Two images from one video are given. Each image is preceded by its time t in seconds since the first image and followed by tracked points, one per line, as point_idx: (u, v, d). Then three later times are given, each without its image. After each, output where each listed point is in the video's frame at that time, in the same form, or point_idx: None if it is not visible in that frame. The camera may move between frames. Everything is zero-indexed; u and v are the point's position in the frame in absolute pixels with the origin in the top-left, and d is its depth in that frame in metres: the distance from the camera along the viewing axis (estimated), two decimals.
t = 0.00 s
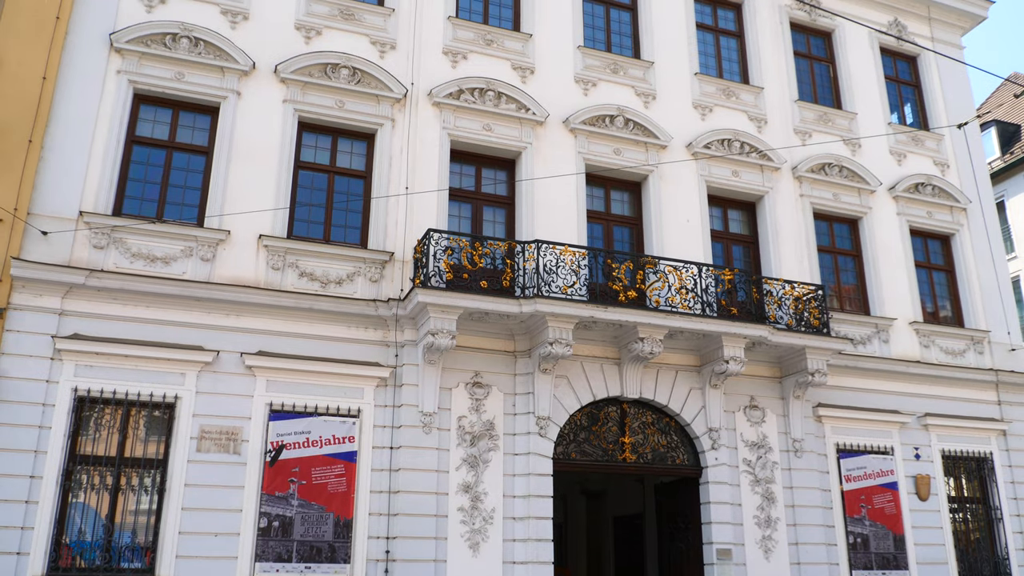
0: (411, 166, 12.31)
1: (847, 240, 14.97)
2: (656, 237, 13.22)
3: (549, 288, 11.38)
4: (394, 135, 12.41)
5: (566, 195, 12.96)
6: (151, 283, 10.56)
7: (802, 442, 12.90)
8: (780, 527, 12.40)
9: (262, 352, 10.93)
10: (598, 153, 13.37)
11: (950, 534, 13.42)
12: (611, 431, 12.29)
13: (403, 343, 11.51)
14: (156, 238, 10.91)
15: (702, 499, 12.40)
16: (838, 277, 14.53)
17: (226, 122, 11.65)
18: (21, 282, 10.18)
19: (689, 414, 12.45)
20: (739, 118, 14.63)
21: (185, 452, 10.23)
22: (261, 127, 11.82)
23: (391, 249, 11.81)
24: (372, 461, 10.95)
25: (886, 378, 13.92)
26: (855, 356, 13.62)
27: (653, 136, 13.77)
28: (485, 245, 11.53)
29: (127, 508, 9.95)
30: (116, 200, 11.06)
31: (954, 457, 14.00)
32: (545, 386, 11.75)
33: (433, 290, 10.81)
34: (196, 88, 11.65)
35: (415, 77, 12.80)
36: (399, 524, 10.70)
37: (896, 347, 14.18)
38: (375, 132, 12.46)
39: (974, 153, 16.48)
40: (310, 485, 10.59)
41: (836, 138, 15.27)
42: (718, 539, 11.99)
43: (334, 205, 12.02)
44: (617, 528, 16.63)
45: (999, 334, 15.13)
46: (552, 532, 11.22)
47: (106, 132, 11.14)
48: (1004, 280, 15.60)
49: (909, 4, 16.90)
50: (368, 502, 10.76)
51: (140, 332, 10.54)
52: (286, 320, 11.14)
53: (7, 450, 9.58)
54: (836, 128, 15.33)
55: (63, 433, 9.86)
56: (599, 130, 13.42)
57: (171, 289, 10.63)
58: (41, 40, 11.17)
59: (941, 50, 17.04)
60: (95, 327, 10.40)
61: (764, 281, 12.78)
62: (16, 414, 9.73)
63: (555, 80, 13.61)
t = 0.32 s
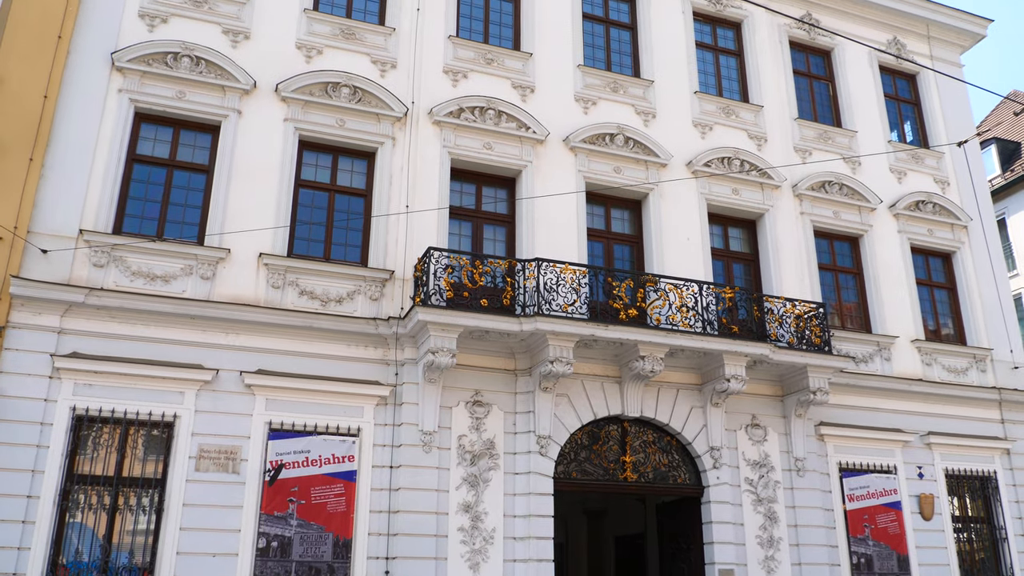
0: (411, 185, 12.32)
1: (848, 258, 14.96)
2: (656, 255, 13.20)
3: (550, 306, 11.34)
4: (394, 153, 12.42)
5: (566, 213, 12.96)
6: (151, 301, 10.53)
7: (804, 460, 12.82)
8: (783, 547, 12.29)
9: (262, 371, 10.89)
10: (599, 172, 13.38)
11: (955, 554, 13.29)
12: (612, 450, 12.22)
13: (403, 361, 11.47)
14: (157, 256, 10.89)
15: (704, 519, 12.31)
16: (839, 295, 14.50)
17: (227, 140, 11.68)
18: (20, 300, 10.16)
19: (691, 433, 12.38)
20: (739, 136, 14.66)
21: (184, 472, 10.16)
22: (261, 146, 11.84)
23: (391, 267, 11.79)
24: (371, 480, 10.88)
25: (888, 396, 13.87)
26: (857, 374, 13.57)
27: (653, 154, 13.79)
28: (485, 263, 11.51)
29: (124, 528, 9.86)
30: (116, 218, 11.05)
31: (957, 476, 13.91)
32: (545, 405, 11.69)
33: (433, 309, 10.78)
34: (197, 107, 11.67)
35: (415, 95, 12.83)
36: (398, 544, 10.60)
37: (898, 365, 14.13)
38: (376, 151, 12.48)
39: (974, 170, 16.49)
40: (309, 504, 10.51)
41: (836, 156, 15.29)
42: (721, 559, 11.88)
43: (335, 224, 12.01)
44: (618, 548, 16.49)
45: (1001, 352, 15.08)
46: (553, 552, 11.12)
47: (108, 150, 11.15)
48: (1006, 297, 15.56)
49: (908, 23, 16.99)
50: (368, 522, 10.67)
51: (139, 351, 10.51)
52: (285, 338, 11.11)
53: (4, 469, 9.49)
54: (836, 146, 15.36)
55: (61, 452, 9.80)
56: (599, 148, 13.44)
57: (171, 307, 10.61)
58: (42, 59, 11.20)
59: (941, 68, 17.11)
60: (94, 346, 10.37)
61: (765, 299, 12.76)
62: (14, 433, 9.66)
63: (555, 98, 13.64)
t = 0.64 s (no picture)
0: (412, 202, 12.34)
1: (849, 275, 14.96)
2: (657, 272, 13.21)
3: (550, 324, 11.33)
4: (395, 171, 12.45)
5: (566, 230, 12.97)
6: (152, 318, 10.53)
7: (806, 479, 12.77)
8: (785, 565, 12.22)
9: (262, 389, 10.86)
10: (599, 189, 13.41)
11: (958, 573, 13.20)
12: (613, 468, 12.17)
13: (403, 379, 11.45)
14: (157, 274, 10.89)
15: (705, 537, 12.24)
16: (840, 313, 14.49)
17: (228, 158, 11.71)
18: (21, 317, 10.15)
19: (692, 451, 12.34)
20: (739, 153, 14.69)
21: (183, 490, 10.12)
22: (262, 163, 11.87)
23: (392, 285, 11.79)
24: (371, 498, 10.82)
25: (889, 414, 13.83)
26: (859, 392, 13.54)
27: (653, 172, 13.82)
28: (485, 281, 11.49)
29: (122, 546, 9.80)
30: (117, 236, 11.06)
31: (960, 494, 13.84)
32: (546, 423, 11.66)
33: (433, 326, 10.76)
34: (199, 125, 11.72)
35: (416, 113, 12.87)
36: (398, 563, 10.53)
37: (900, 383, 14.09)
38: (377, 168, 12.51)
39: (974, 188, 16.52)
40: (309, 523, 10.45)
41: (836, 173, 15.32)
42: None
43: (335, 241, 12.01)
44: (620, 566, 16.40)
45: (1003, 370, 15.04)
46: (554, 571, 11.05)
47: (109, 168, 11.18)
48: (1007, 315, 15.55)
49: (907, 42, 17.08)
50: (367, 541, 10.60)
51: (139, 368, 10.50)
52: (285, 356, 11.10)
53: (2, 487, 9.45)
54: (836, 164, 15.39)
55: (60, 470, 9.76)
56: (600, 166, 13.47)
57: (171, 324, 10.60)
58: (44, 77, 11.25)
59: (940, 86, 17.18)
60: (94, 363, 10.36)
61: (766, 316, 12.74)
62: (13, 451, 9.62)
63: (555, 116, 13.68)
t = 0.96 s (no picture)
0: (413, 221, 12.36)
1: (850, 293, 14.95)
2: (657, 291, 13.21)
3: (551, 342, 11.32)
4: (396, 189, 12.48)
5: (567, 249, 12.99)
6: (152, 337, 10.52)
7: (808, 498, 12.71)
8: None
9: (262, 408, 10.84)
10: (600, 208, 13.44)
11: None
12: (614, 487, 12.11)
13: (404, 398, 11.42)
14: (158, 292, 10.90)
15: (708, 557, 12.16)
16: (841, 331, 14.48)
17: (230, 177, 11.74)
18: (21, 336, 10.16)
19: (694, 469, 12.29)
20: (739, 172, 14.74)
21: (182, 509, 10.07)
22: (264, 182, 11.91)
23: (393, 303, 11.79)
24: (371, 518, 10.77)
25: (892, 432, 13.78)
26: (861, 411, 13.50)
27: (654, 190, 13.86)
28: (486, 299, 11.50)
29: (121, 566, 9.74)
30: (118, 254, 11.07)
31: (963, 513, 13.76)
32: (547, 442, 11.62)
33: (435, 344, 10.76)
34: (201, 143, 11.77)
35: (418, 132, 12.92)
36: None
37: (902, 401, 14.05)
38: (378, 187, 12.54)
39: (974, 206, 16.54)
40: (308, 542, 10.37)
41: (837, 192, 15.36)
42: None
43: (337, 260, 12.03)
44: None
45: (1006, 388, 15.00)
46: None
47: (111, 187, 11.22)
48: (1009, 333, 15.52)
49: (905, 61, 17.18)
50: (367, 561, 10.53)
51: (139, 387, 10.48)
52: (286, 374, 11.08)
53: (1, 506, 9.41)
54: (836, 182, 15.43)
55: (59, 489, 9.71)
56: (600, 185, 13.51)
57: (171, 342, 10.59)
58: (48, 96, 11.31)
59: (938, 105, 17.26)
60: (94, 381, 10.34)
61: (767, 334, 12.73)
62: (13, 469, 9.59)
63: (556, 135, 13.74)
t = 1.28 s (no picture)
0: (414, 236, 12.39)
1: (851, 308, 14.95)
2: (658, 306, 13.21)
3: (553, 357, 11.32)
4: (398, 204, 12.51)
5: (568, 264, 13.00)
6: (154, 352, 10.53)
7: (810, 514, 12.66)
8: None
9: (263, 423, 10.83)
10: (601, 223, 13.47)
11: None
12: (616, 503, 12.08)
13: (405, 413, 11.41)
14: (160, 307, 10.91)
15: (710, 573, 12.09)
16: (843, 346, 14.47)
17: (232, 192, 11.78)
18: (23, 351, 10.17)
19: (696, 485, 12.26)
20: (740, 187, 14.77)
21: (182, 524, 10.02)
22: (266, 197, 11.94)
23: (394, 318, 11.79)
24: (372, 533, 10.72)
25: (894, 448, 13.75)
26: (863, 426, 13.48)
27: (655, 206, 13.89)
28: (488, 314, 11.50)
29: None
30: (120, 270, 11.09)
31: (966, 529, 13.70)
32: (548, 457, 11.60)
33: (436, 359, 10.75)
34: (203, 159, 11.81)
35: (419, 147, 12.97)
36: None
37: (904, 417, 14.03)
38: (379, 203, 12.57)
39: (975, 221, 16.56)
40: (309, 558, 10.30)
41: (837, 207, 15.38)
42: None
43: (338, 274, 12.04)
44: None
45: (1008, 403, 14.96)
46: None
47: (114, 202, 11.25)
48: (1010, 348, 15.51)
49: (905, 77, 17.26)
50: None
51: (140, 402, 10.48)
52: (288, 390, 11.08)
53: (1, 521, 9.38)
54: (836, 198, 15.46)
55: (59, 504, 9.69)
56: (601, 200, 13.54)
57: (173, 358, 10.60)
58: (51, 112, 11.37)
59: (938, 121, 17.32)
60: (95, 397, 10.34)
61: (768, 349, 12.71)
62: (13, 484, 9.57)
63: (557, 151, 13.78)
